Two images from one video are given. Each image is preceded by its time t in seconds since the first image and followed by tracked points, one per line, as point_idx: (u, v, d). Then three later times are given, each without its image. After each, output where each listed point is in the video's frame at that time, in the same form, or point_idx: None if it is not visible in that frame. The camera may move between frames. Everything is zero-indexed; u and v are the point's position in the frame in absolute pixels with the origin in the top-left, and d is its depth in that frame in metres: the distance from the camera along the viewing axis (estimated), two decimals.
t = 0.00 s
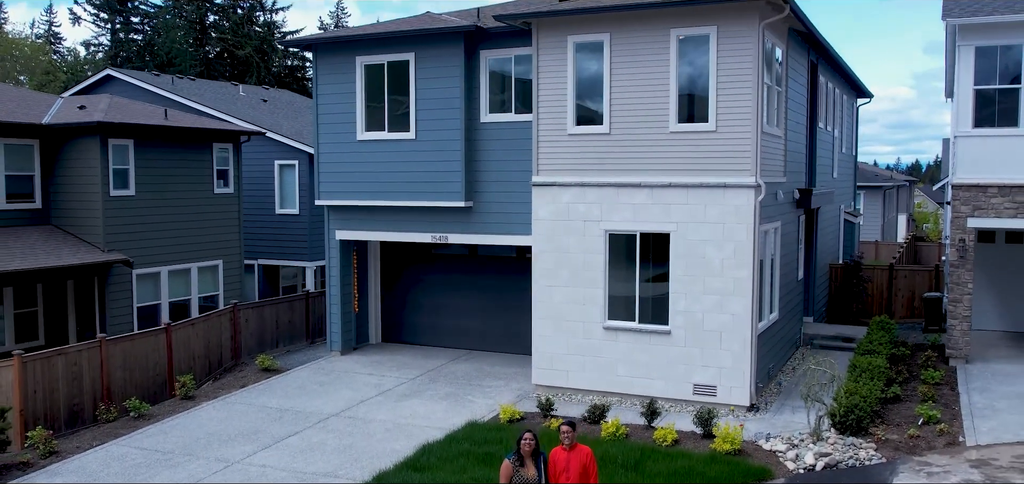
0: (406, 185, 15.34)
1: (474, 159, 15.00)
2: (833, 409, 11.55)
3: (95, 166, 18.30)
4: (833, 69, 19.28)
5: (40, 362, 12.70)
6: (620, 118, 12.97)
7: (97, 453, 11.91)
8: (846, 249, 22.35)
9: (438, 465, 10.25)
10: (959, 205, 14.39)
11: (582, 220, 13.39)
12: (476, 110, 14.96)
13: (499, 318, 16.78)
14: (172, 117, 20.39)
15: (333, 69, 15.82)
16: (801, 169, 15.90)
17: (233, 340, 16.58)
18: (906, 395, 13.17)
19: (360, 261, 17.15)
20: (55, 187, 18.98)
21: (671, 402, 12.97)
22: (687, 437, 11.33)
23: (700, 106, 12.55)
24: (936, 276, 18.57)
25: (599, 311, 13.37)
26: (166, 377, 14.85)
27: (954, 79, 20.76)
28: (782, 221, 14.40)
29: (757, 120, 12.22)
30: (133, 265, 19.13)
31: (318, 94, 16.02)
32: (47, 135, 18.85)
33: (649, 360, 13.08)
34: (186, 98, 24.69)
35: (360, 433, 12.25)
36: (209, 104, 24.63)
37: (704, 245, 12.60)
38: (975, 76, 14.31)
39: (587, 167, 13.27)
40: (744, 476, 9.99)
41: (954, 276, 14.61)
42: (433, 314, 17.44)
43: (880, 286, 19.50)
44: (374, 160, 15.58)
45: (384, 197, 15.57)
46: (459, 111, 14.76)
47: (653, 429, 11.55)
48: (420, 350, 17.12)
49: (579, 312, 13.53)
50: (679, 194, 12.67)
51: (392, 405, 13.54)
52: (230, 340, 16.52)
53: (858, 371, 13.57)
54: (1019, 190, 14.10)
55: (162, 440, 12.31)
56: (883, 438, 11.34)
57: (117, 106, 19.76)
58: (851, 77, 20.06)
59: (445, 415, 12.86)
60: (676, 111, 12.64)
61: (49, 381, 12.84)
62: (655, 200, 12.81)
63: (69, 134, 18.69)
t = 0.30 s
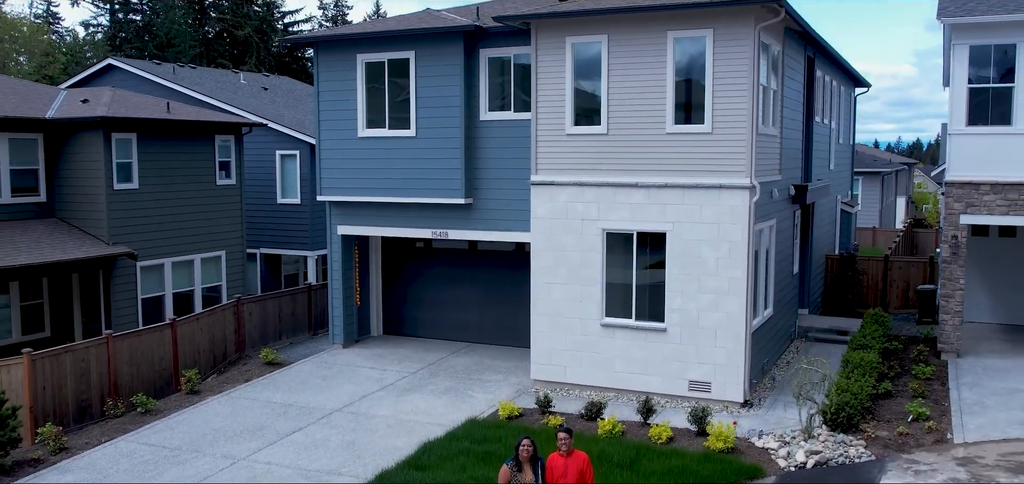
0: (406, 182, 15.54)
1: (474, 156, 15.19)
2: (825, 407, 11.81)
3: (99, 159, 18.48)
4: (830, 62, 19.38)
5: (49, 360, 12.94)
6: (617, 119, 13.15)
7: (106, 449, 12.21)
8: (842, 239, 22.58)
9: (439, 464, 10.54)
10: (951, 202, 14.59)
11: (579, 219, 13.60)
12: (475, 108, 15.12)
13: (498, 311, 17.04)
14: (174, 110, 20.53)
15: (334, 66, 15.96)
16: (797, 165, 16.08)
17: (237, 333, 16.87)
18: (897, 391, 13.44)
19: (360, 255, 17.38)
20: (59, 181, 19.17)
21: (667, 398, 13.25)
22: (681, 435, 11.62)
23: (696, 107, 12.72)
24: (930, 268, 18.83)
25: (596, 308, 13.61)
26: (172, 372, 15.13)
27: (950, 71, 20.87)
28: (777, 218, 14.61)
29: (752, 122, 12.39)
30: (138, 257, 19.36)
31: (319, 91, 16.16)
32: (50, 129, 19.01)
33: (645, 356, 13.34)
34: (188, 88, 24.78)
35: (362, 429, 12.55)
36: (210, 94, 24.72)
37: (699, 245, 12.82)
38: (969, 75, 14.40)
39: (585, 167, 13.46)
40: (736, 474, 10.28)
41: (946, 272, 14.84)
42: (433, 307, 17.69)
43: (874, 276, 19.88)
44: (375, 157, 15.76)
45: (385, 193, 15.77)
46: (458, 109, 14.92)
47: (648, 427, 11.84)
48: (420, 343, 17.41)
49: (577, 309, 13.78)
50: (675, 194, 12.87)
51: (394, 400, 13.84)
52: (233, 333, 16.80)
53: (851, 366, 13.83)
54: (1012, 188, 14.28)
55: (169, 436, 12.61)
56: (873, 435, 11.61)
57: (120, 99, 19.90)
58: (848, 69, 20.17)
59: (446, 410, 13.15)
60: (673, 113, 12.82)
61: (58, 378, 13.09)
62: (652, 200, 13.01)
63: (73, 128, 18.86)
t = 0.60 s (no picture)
0: (407, 176, 15.72)
1: (474, 152, 15.36)
2: (817, 403, 12.07)
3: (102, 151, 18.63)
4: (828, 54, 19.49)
5: (57, 356, 13.19)
6: (615, 118, 13.31)
7: (115, 443, 12.49)
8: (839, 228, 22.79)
9: (440, 460, 10.82)
10: (945, 198, 14.77)
11: (577, 216, 13.80)
12: (475, 104, 15.27)
13: (497, 303, 17.28)
14: (176, 101, 20.65)
15: (335, 61, 16.08)
16: (794, 159, 16.26)
17: (240, 325, 17.12)
18: (889, 385, 13.70)
19: (362, 248, 17.60)
20: (64, 173, 19.34)
21: (663, 391, 13.51)
22: (676, 430, 11.88)
23: (693, 106, 12.88)
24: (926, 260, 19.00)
25: (594, 304, 13.84)
26: (177, 365, 15.39)
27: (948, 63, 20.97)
28: (773, 213, 14.81)
29: (748, 121, 12.55)
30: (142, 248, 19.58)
31: (321, 86, 16.30)
32: (54, 121, 19.15)
33: (641, 351, 13.59)
34: (189, 76, 24.84)
35: (365, 423, 12.82)
36: (212, 82, 24.80)
37: (695, 243, 13.02)
38: (963, 72, 14.54)
39: (584, 164, 13.64)
40: (729, 470, 10.56)
41: (939, 266, 15.04)
42: (433, 299, 17.94)
43: (869, 266, 20.09)
44: (376, 152, 15.92)
45: (386, 187, 15.95)
46: (458, 106, 15.08)
47: (644, 422, 12.12)
48: (421, 334, 17.68)
49: (575, 304, 14.02)
50: (672, 192, 13.06)
51: (396, 393, 14.11)
52: (237, 325, 17.05)
53: (845, 360, 14.07)
54: (1004, 184, 14.43)
55: (176, 430, 12.88)
56: (864, 430, 11.87)
57: (123, 91, 20.03)
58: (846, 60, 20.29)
59: (446, 404, 13.42)
60: (670, 112, 12.98)
61: (66, 373, 13.35)
62: (649, 198, 13.21)
63: (76, 120, 18.99)
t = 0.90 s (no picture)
0: (408, 171, 15.87)
1: (474, 147, 15.51)
2: (811, 397, 12.32)
3: (105, 144, 18.76)
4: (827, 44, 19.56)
5: (65, 350, 13.41)
6: (614, 115, 13.45)
7: (123, 437, 12.74)
8: (836, 217, 23.00)
9: (442, 456, 11.09)
10: (941, 192, 14.91)
11: (576, 212, 13.99)
12: (475, 99, 15.38)
13: (497, 294, 17.51)
14: (178, 92, 20.75)
15: (336, 56, 16.17)
16: (791, 152, 16.40)
17: (244, 317, 17.37)
18: (882, 378, 13.95)
19: (363, 240, 17.80)
20: (67, 164, 19.48)
21: (661, 384, 13.76)
22: (672, 425, 12.14)
23: (691, 105, 13.02)
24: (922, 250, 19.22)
25: (593, 298, 14.06)
26: (182, 357, 15.63)
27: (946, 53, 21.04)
28: (769, 207, 14.98)
29: (745, 120, 12.69)
30: (145, 239, 19.75)
31: (323, 80, 16.40)
32: (57, 113, 19.26)
33: (639, 345, 13.83)
34: (190, 65, 24.89)
35: (368, 417, 13.08)
36: (213, 71, 24.84)
37: (692, 239, 13.22)
38: (959, 68, 14.64)
39: (583, 161, 13.80)
40: (724, 466, 10.82)
41: (933, 260, 15.24)
42: (433, 290, 18.17)
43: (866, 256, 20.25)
44: (377, 147, 16.06)
45: (386, 181, 16.11)
46: (458, 101, 15.20)
47: (641, 416, 12.38)
48: (422, 325, 17.92)
49: (574, 299, 14.24)
50: (669, 189, 13.23)
51: (398, 386, 14.37)
52: (241, 317, 17.30)
53: (839, 353, 14.30)
54: (999, 179, 14.54)
55: (182, 424, 13.13)
56: (857, 424, 12.13)
57: (125, 83, 20.13)
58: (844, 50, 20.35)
59: (448, 398, 13.68)
60: (667, 110, 13.12)
61: (74, 367, 13.59)
62: (647, 195, 13.38)
63: (79, 113, 19.10)
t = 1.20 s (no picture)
0: (408, 165, 16.00)
1: (475, 141, 15.64)
2: (805, 392, 12.54)
3: (108, 136, 18.88)
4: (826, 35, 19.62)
5: (72, 345, 13.63)
6: (613, 112, 13.57)
7: (130, 430, 12.98)
8: (833, 206, 23.15)
9: (443, 451, 11.33)
10: (936, 186, 15.04)
11: (575, 208, 14.14)
12: (475, 94, 15.49)
13: (497, 286, 17.70)
14: (179, 83, 20.84)
15: (337, 50, 16.25)
16: (788, 145, 16.54)
17: (247, 308, 17.59)
18: (876, 371, 14.17)
19: (364, 232, 17.97)
20: (70, 156, 19.60)
21: (658, 377, 13.99)
22: (669, 419, 12.37)
23: (689, 103, 13.15)
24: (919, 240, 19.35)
25: (591, 293, 14.26)
26: (187, 349, 15.86)
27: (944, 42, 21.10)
28: (766, 202, 15.13)
29: (742, 119, 12.82)
30: (148, 230, 19.92)
31: (324, 74, 16.50)
32: (60, 105, 19.36)
33: (637, 339, 14.04)
34: (191, 53, 24.93)
35: (370, 410, 13.32)
36: (214, 59, 24.89)
37: (690, 235, 13.39)
38: (955, 64, 14.73)
39: (582, 157, 13.94)
40: (719, 461, 11.05)
41: (928, 253, 15.42)
42: (434, 281, 18.36)
43: (862, 246, 20.42)
44: (378, 141, 16.19)
45: (387, 175, 16.26)
46: (458, 96, 15.31)
47: (639, 411, 12.62)
48: (423, 316, 18.14)
49: (573, 293, 14.44)
50: (667, 186, 13.38)
51: (400, 379, 14.61)
52: (244, 308, 17.52)
53: (833, 346, 14.51)
54: (994, 174, 14.67)
55: (188, 417, 13.37)
56: (850, 418, 12.36)
57: (127, 74, 20.21)
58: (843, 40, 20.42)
59: (449, 391, 13.92)
60: (666, 108, 13.25)
61: (81, 361, 13.81)
62: (645, 191, 13.53)
63: (82, 104, 19.19)
